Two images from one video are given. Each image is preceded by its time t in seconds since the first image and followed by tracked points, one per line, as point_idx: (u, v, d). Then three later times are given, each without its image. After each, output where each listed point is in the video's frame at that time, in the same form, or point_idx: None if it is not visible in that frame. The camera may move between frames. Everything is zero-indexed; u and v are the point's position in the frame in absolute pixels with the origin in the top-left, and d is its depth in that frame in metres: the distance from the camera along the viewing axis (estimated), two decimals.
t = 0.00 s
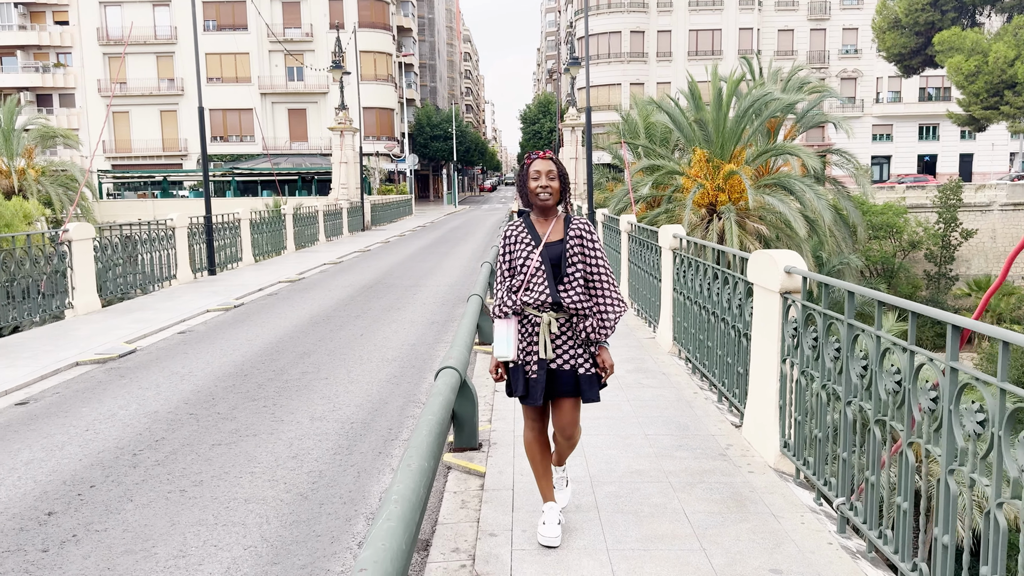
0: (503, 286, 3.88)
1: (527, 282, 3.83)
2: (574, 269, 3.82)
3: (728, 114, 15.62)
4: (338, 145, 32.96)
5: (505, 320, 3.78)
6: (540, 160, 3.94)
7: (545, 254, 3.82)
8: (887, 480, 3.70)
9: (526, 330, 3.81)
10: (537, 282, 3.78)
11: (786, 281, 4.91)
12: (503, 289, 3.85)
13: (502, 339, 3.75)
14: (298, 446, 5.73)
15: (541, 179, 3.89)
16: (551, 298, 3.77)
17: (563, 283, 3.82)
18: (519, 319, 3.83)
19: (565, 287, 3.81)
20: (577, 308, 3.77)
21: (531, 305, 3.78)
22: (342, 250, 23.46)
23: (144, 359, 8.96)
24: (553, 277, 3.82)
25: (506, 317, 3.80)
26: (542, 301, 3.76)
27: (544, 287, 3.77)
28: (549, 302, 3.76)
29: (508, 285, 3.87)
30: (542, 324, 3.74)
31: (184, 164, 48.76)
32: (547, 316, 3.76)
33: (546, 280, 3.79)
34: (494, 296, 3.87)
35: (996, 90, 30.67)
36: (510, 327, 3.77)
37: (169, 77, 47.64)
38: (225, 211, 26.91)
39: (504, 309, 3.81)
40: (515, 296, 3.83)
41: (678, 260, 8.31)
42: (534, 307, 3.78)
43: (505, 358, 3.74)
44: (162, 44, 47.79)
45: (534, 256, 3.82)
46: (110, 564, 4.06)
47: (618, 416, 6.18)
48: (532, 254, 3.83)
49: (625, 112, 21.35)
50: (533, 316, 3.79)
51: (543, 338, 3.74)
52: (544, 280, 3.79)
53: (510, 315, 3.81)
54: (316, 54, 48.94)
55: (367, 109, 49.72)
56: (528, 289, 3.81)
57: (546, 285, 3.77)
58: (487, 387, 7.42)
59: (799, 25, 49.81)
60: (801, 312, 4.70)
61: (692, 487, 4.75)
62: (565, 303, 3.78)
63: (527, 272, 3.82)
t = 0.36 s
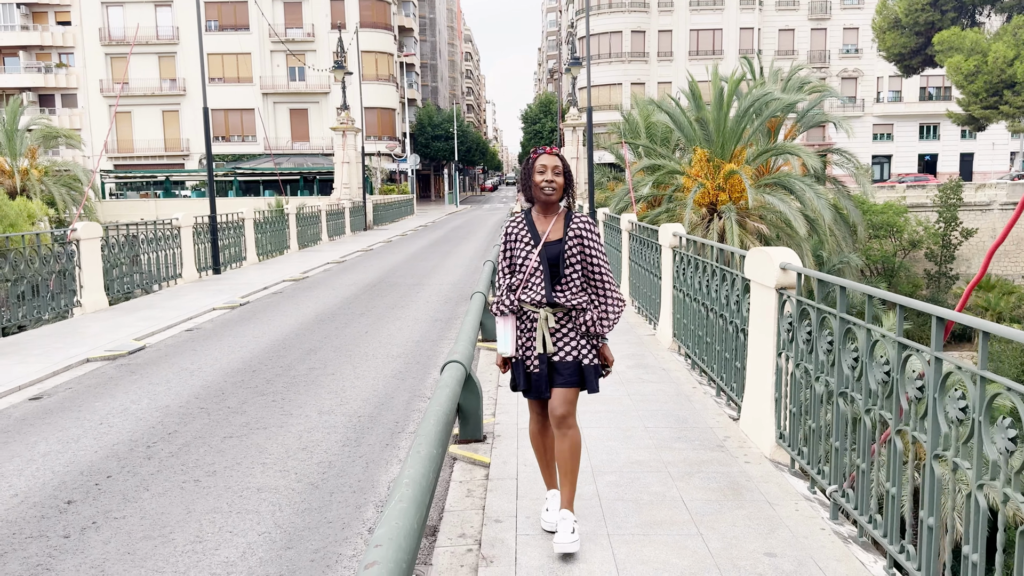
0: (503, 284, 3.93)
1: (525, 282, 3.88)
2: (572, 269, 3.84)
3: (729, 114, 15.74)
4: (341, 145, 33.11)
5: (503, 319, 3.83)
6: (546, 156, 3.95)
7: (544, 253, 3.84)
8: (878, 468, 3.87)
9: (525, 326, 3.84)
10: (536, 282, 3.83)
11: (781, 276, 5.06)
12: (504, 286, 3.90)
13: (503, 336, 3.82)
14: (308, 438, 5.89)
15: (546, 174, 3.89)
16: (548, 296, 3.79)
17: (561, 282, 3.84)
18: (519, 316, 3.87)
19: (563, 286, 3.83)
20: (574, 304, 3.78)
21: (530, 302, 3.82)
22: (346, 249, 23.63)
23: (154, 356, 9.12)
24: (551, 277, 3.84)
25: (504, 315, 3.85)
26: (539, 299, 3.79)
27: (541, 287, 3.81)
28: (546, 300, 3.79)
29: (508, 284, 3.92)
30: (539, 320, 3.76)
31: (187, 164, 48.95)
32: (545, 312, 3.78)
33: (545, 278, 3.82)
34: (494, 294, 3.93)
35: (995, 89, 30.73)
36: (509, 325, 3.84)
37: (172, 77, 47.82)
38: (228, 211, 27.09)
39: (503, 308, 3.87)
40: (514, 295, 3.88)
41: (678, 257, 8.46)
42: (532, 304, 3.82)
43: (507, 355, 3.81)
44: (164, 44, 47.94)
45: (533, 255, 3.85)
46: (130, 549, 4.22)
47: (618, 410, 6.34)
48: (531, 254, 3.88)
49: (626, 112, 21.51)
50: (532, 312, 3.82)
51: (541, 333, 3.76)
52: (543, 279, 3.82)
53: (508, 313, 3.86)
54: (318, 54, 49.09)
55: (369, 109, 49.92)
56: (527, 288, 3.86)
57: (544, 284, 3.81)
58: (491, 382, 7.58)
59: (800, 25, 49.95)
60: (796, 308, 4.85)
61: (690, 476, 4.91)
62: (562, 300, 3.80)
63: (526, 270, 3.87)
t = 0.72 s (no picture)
0: (499, 285, 3.95)
1: (519, 283, 3.88)
2: (567, 271, 3.84)
3: (728, 113, 15.87)
4: (342, 144, 33.22)
5: (500, 319, 3.87)
6: (539, 161, 3.94)
7: (539, 255, 3.85)
8: (863, 457, 4.02)
9: (519, 329, 3.88)
10: (529, 283, 3.83)
11: (772, 273, 5.22)
12: (500, 288, 3.91)
13: (500, 338, 3.84)
14: (313, 430, 6.04)
15: (541, 181, 3.89)
16: (542, 298, 3.81)
17: (555, 284, 3.85)
18: (515, 318, 3.90)
19: (557, 287, 3.84)
20: (568, 307, 3.80)
21: (524, 303, 3.84)
22: (347, 249, 23.77)
23: (160, 352, 9.28)
24: (546, 279, 3.85)
25: (502, 317, 3.88)
26: (534, 301, 3.81)
27: (536, 288, 3.82)
28: (540, 302, 3.81)
29: (504, 285, 3.93)
30: (533, 323, 3.79)
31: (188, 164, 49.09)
32: (539, 314, 3.81)
33: (538, 281, 3.83)
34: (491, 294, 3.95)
35: (994, 88, 30.85)
36: (506, 327, 3.86)
37: (173, 77, 47.99)
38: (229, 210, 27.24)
39: (500, 308, 3.89)
40: (510, 296, 3.90)
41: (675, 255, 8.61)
42: (527, 307, 3.84)
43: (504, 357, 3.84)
44: (165, 44, 48.10)
45: (529, 256, 3.85)
46: (141, 535, 4.37)
47: (614, 404, 6.48)
48: (526, 255, 3.88)
49: (626, 112, 21.65)
50: (526, 315, 3.85)
51: (535, 335, 3.79)
52: (537, 281, 3.83)
53: (505, 315, 3.88)
54: (319, 54, 49.23)
55: (370, 108, 50.07)
56: (521, 289, 3.87)
57: (538, 286, 3.82)
58: (490, 378, 7.72)
59: (800, 24, 50.10)
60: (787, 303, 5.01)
61: (684, 466, 5.06)
62: (555, 303, 3.82)
63: (521, 272, 3.87)
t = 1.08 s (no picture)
0: (491, 286, 3.99)
1: (510, 283, 3.92)
2: (556, 269, 3.87)
3: (728, 113, 16.04)
4: (344, 144, 33.38)
5: (493, 322, 3.90)
6: (532, 157, 3.99)
7: (529, 254, 3.89)
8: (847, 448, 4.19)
9: (512, 331, 3.92)
10: (519, 283, 3.87)
11: (763, 271, 5.38)
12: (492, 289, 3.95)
13: (494, 340, 3.86)
14: (316, 424, 6.21)
15: (534, 176, 3.93)
16: (531, 298, 3.84)
17: (545, 282, 3.88)
18: (508, 320, 3.94)
19: (546, 286, 3.87)
20: (558, 306, 3.84)
21: (515, 304, 3.87)
22: (348, 248, 23.95)
23: (165, 349, 9.45)
24: (535, 277, 3.88)
25: (494, 320, 3.91)
26: (523, 301, 3.84)
27: (525, 288, 3.85)
28: (529, 303, 3.85)
29: (496, 286, 3.98)
30: (524, 324, 3.84)
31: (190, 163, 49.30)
32: (529, 315, 3.85)
33: (528, 281, 3.87)
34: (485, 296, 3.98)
35: (993, 89, 30.98)
36: (499, 329, 3.89)
37: (175, 76, 48.21)
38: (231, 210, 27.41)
39: (493, 311, 3.93)
40: (502, 298, 3.94)
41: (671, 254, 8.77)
42: (517, 308, 3.87)
43: (498, 359, 3.86)
44: (167, 43, 48.29)
45: (519, 255, 3.89)
46: (152, 522, 4.54)
47: (609, 399, 6.66)
48: (517, 255, 3.92)
49: (626, 113, 21.82)
50: (517, 316, 3.88)
51: (527, 337, 3.83)
52: (526, 281, 3.87)
53: (498, 318, 3.92)
54: (320, 53, 49.36)
55: (372, 108, 50.24)
56: (512, 289, 3.90)
57: (528, 285, 3.85)
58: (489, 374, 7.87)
59: (801, 25, 50.25)
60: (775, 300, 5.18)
61: (676, 458, 5.23)
62: (545, 303, 3.85)
63: (512, 271, 3.91)
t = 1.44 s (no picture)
0: (491, 280, 3.93)
1: (513, 279, 3.88)
2: (560, 266, 3.87)
3: (728, 113, 16.19)
4: (346, 144, 33.53)
5: (495, 316, 3.84)
6: (531, 152, 3.97)
7: (532, 250, 3.86)
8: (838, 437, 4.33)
9: (513, 326, 3.86)
10: (523, 279, 3.84)
11: (759, 268, 5.52)
12: (492, 283, 3.89)
13: (494, 332, 3.81)
14: (323, 417, 6.37)
15: (532, 170, 3.91)
16: (536, 295, 3.82)
17: (548, 279, 3.87)
18: (510, 315, 3.88)
19: (550, 283, 3.86)
20: (562, 302, 3.81)
21: (517, 300, 3.83)
22: (351, 246, 24.11)
23: (172, 345, 9.60)
24: (539, 274, 3.87)
25: (494, 313, 3.85)
26: (527, 297, 3.81)
27: (529, 284, 3.83)
28: (533, 299, 3.82)
29: (496, 281, 3.92)
30: (528, 319, 3.80)
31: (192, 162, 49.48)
32: (533, 311, 3.82)
33: (532, 276, 3.85)
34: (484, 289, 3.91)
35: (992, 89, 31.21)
36: (501, 322, 3.84)
37: (177, 76, 48.34)
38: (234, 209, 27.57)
39: (494, 306, 3.86)
40: (502, 293, 3.89)
41: (670, 253, 8.91)
42: (520, 303, 3.83)
43: (497, 352, 3.79)
44: (169, 43, 48.42)
45: (522, 252, 3.86)
46: (166, 509, 4.69)
47: (609, 393, 6.81)
48: (519, 251, 3.88)
49: (628, 112, 21.95)
50: (520, 311, 3.84)
51: (530, 332, 3.80)
52: (530, 277, 3.85)
53: (501, 311, 3.86)
54: (322, 53, 49.45)
55: (373, 108, 50.41)
56: (515, 285, 3.86)
57: (531, 282, 3.83)
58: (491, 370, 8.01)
59: (801, 25, 50.37)
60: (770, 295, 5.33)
61: (674, 449, 5.38)
62: (549, 299, 3.83)
63: (514, 267, 3.87)
